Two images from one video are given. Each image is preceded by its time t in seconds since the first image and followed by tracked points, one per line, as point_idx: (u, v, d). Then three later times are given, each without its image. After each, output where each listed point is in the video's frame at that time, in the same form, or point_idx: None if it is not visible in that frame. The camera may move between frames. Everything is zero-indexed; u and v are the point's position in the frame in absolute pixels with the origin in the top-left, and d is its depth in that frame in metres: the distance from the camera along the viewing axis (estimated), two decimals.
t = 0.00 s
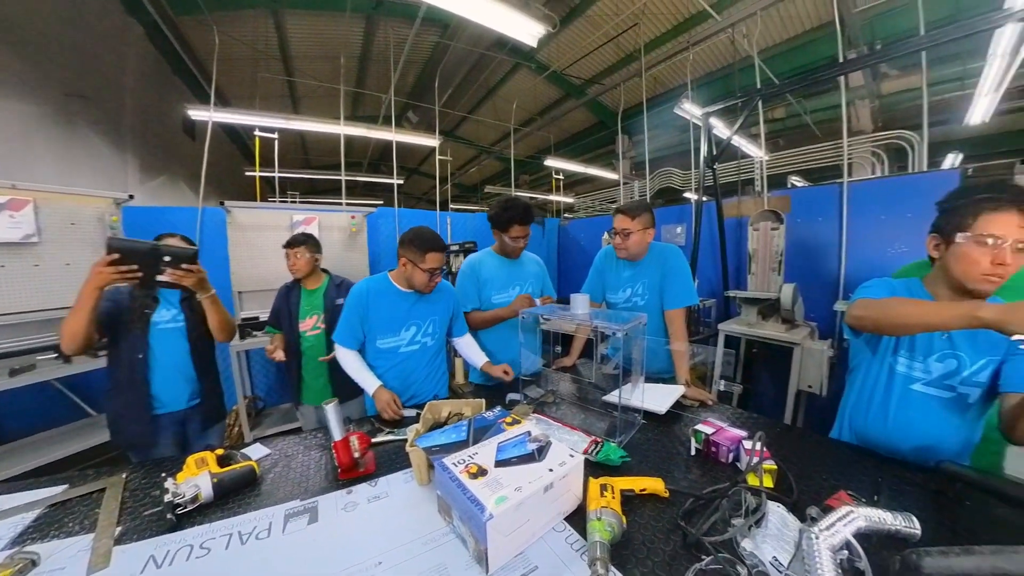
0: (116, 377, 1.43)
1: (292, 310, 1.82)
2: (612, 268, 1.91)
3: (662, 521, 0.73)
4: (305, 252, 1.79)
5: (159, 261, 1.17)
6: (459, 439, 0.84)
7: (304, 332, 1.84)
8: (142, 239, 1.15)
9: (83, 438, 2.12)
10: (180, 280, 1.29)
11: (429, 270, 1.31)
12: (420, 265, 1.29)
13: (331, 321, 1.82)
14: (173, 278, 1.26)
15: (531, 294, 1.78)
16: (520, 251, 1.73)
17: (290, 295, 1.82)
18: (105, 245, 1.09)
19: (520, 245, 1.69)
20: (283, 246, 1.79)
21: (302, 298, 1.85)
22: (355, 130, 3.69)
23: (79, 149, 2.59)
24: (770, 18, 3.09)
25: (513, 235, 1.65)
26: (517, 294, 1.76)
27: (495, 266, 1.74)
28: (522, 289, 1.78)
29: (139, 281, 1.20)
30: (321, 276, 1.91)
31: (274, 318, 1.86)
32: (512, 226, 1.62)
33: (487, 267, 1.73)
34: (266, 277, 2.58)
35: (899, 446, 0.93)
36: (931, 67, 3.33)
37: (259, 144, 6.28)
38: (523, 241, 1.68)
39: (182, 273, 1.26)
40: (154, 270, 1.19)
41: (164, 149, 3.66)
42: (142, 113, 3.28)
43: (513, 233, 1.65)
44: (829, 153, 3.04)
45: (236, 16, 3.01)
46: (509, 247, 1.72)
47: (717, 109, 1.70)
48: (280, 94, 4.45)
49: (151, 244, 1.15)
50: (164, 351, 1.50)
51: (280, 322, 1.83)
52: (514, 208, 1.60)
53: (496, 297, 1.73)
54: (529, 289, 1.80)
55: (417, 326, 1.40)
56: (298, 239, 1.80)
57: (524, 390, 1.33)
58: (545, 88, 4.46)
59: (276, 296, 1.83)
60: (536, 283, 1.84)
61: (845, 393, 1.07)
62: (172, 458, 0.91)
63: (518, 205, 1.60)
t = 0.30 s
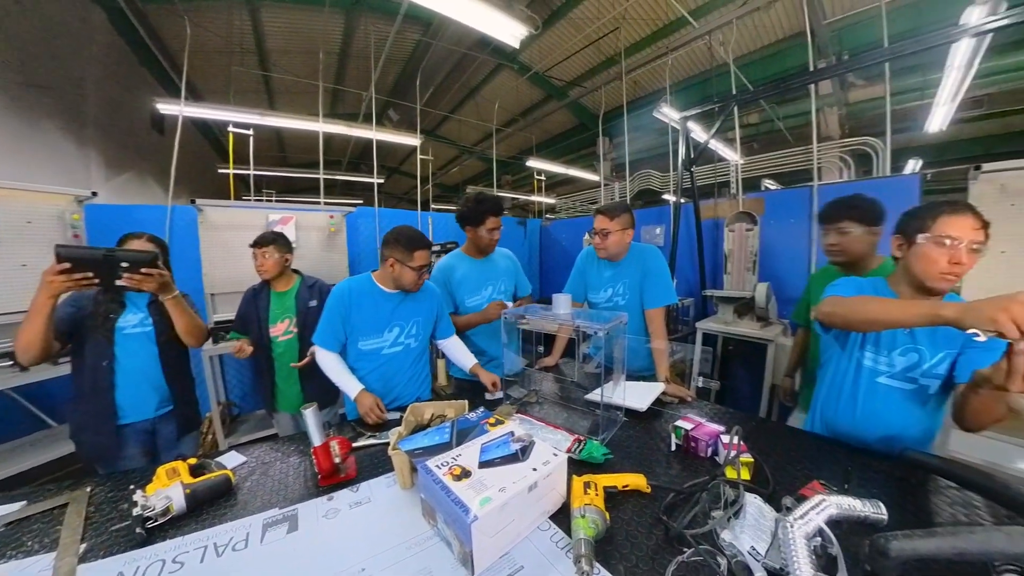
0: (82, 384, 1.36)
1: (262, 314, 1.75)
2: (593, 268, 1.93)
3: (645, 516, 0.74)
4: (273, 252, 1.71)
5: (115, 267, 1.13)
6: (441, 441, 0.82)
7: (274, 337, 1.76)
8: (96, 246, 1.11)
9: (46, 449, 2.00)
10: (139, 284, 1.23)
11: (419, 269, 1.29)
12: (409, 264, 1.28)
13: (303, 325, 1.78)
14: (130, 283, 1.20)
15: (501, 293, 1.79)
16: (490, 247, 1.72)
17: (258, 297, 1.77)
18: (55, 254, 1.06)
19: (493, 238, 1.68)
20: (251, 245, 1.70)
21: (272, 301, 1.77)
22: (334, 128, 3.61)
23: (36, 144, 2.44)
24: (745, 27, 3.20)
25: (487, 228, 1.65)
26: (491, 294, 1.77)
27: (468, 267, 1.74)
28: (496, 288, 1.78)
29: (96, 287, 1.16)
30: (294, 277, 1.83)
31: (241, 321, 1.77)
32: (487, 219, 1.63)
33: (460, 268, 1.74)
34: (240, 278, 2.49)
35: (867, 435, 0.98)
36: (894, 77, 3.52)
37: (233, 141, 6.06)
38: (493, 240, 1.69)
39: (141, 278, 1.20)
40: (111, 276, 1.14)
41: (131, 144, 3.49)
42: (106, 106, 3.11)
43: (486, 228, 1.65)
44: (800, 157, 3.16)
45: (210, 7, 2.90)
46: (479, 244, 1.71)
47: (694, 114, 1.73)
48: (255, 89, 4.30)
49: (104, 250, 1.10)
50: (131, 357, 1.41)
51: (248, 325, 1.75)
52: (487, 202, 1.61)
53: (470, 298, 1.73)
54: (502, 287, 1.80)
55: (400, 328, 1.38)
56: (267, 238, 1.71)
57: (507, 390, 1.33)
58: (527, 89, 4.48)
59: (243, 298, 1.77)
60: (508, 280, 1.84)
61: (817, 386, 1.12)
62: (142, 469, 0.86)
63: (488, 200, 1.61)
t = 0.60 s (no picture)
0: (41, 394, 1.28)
1: (236, 319, 1.67)
2: (575, 268, 1.96)
3: (628, 512, 0.76)
4: (253, 259, 1.64)
5: (76, 276, 1.07)
6: (425, 443, 0.81)
7: (249, 344, 1.69)
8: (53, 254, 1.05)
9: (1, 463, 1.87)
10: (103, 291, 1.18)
11: (403, 268, 1.28)
12: (392, 264, 1.26)
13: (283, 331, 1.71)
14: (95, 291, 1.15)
15: (482, 294, 1.79)
16: (466, 250, 1.71)
17: (233, 301, 1.69)
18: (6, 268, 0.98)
19: (468, 241, 1.67)
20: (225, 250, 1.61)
21: (248, 305, 1.70)
22: (312, 125, 3.51)
23: None
24: (721, 35, 3.30)
25: (462, 233, 1.64)
26: (471, 295, 1.76)
27: (447, 268, 1.73)
28: (475, 289, 1.77)
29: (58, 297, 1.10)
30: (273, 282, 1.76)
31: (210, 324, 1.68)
32: (462, 226, 1.62)
33: (439, 270, 1.73)
34: (212, 280, 2.39)
35: (836, 427, 1.03)
36: (861, 86, 3.69)
37: (205, 137, 5.83)
38: (471, 242, 1.68)
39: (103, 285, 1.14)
40: (71, 285, 1.09)
41: (95, 138, 3.31)
42: (68, 98, 2.94)
43: (461, 232, 1.64)
44: (773, 161, 3.29)
45: None
46: (456, 247, 1.70)
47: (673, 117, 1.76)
48: (228, 83, 4.14)
49: (61, 258, 1.04)
50: (95, 363, 1.34)
51: (221, 329, 1.65)
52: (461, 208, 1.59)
53: (450, 300, 1.72)
54: (481, 288, 1.79)
55: (383, 329, 1.36)
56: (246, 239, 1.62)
57: (490, 391, 1.32)
58: (510, 90, 4.49)
59: (216, 301, 1.69)
60: (487, 281, 1.83)
61: (790, 380, 1.17)
62: (108, 482, 0.82)
63: (464, 204, 1.59)
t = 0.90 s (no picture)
0: None
1: (212, 324, 1.60)
2: (556, 269, 1.97)
3: (612, 508, 0.77)
4: (232, 266, 1.55)
5: (32, 277, 1.06)
6: (408, 447, 0.80)
7: (225, 351, 1.61)
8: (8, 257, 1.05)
9: None
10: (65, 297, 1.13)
11: (383, 269, 1.25)
12: (372, 264, 1.23)
13: (260, 335, 1.63)
14: (55, 296, 1.11)
15: (476, 294, 1.74)
16: (459, 248, 1.69)
17: (208, 304, 1.61)
18: None
19: (459, 238, 1.65)
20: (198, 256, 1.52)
21: (225, 308, 1.62)
22: (288, 122, 3.41)
23: None
24: (699, 42, 3.40)
25: (453, 229, 1.61)
26: (462, 295, 1.73)
27: (439, 268, 1.71)
28: (467, 289, 1.74)
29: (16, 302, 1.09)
30: (252, 284, 1.69)
31: (181, 330, 1.58)
32: (453, 220, 1.60)
33: (431, 269, 1.70)
34: (183, 282, 2.29)
35: (809, 420, 1.07)
36: (829, 94, 3.87)
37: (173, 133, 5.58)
38: (462, 240, 1.66)
39: (65, 289, 1.11)
40: (28, 288, 1.07)
41: (53, 132, 3.12)
42: (23, 88, 2.76)
43: (452, 229, 1.62)
44: (747, 165, 3.40)
45: None
46: (449, 245, 1.68)
47: (652, 121, 1.79)
48: (200, 77, 3.97)
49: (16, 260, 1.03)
50: (56, 370, 1.26)
51: (193, 336, 1.57)
52: (454, 202, 1.60)
53: (440, 299, 1.70)
54: (474, 288, 1.76)
55: (363, 332, 1.33)
56: (216, 238, 1.52)
57: (474, 392, 1.32)
58: (491, 90, 4.48)
59: (189, 305, 1.61)
60: (481, 281, 1.80)
61: (765, 377, 1.21)
62: (71, 496, 0.77)
63: (451, 203, 1.59)
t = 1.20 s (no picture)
0: None
1: (180, 333, 1.42)
2: (536, 271, 1.98)
3: (596, 505, 0.78)
4: (205, 274, 1.36)
5: None
6: (390, 451, 0.78)
7: (195, 361, 1.44)
8: None
9: None
10: (23, 301, 1.06)
11: (359, 267, 1.22)
12: (347, 263, 1.20)
13: (224, 346, 1.44)
14: (11, 301, 1.04)
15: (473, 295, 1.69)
16: (457, 246, 1.65)
17: (173, 310, 1.42)
18: None
19: (455, 235, 1.61)
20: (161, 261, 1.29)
21: (194, 316, 1.45)
22: (263, 117, 3.30)
23: None
24: (677, 48, 3.49)
25: (447, 227, 1.59)
26: (458, 296, 1.68)
27: (436, 267, 1.67)
28: (463, 290, 1.69)
29: None
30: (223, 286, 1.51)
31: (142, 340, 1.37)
32: (446, 218, 1.58)
33: (428, 268, 1.67)
34: (151, 284, 2.18)
35: (784, 414, 1.12)
36: (800, 102, 4.04)
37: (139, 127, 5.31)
38: (459, 238, 1.63)
39: (23, 293, 1.05)
40: None
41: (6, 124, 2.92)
42: None
43: (447, 227, 1.60)
44: (723, 168, 3.51)
45: None
46: (447, 244, 1.65)
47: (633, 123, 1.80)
48: (168, 69, 3.79)
49: None
50: (11, 378, 1.18)
51: (158, 345, 1.38)
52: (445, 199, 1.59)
53: (436, 299, 1.66)
54: (470, 289, 1.71)
55: (342, 334, 1.30)
56: (180, 241, 1.32)
57: (457, 394, 1.31)
58: (473, 90, 4.45)
59: (148, 312, 1.41)
60: (479, 282, 1.74)
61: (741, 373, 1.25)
62: (30, 512, 0.72)
63: (440, 203, 1.58)
